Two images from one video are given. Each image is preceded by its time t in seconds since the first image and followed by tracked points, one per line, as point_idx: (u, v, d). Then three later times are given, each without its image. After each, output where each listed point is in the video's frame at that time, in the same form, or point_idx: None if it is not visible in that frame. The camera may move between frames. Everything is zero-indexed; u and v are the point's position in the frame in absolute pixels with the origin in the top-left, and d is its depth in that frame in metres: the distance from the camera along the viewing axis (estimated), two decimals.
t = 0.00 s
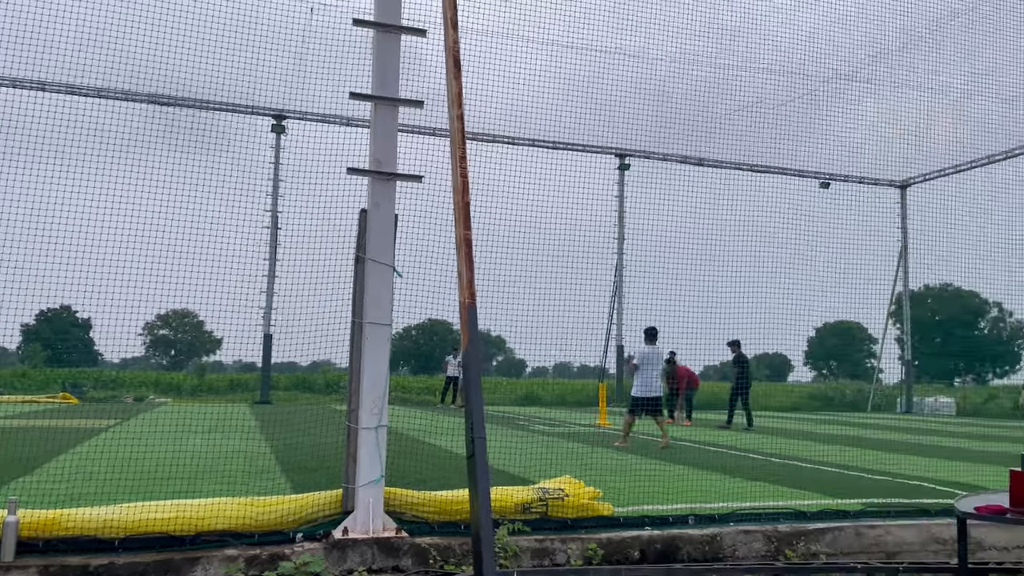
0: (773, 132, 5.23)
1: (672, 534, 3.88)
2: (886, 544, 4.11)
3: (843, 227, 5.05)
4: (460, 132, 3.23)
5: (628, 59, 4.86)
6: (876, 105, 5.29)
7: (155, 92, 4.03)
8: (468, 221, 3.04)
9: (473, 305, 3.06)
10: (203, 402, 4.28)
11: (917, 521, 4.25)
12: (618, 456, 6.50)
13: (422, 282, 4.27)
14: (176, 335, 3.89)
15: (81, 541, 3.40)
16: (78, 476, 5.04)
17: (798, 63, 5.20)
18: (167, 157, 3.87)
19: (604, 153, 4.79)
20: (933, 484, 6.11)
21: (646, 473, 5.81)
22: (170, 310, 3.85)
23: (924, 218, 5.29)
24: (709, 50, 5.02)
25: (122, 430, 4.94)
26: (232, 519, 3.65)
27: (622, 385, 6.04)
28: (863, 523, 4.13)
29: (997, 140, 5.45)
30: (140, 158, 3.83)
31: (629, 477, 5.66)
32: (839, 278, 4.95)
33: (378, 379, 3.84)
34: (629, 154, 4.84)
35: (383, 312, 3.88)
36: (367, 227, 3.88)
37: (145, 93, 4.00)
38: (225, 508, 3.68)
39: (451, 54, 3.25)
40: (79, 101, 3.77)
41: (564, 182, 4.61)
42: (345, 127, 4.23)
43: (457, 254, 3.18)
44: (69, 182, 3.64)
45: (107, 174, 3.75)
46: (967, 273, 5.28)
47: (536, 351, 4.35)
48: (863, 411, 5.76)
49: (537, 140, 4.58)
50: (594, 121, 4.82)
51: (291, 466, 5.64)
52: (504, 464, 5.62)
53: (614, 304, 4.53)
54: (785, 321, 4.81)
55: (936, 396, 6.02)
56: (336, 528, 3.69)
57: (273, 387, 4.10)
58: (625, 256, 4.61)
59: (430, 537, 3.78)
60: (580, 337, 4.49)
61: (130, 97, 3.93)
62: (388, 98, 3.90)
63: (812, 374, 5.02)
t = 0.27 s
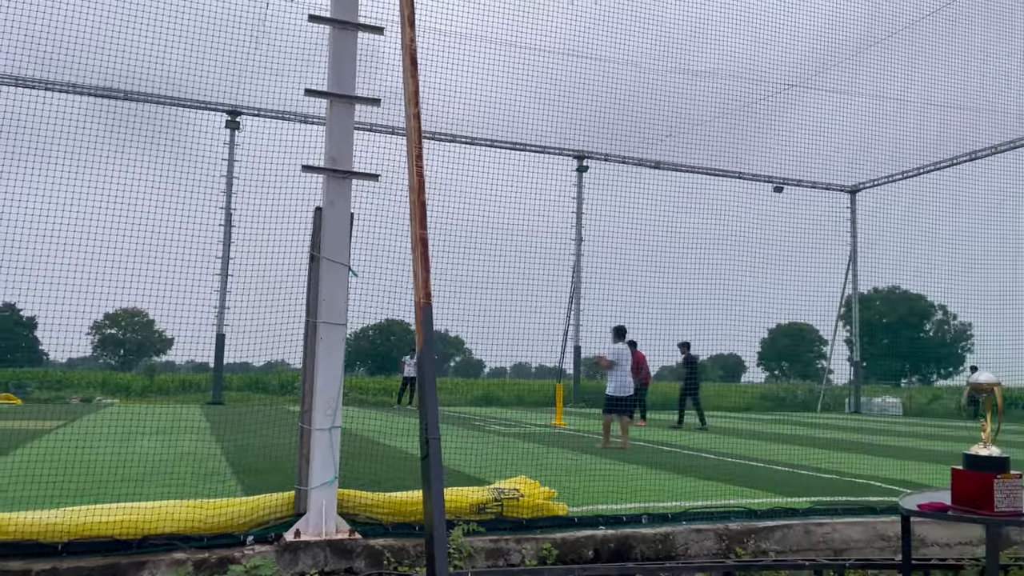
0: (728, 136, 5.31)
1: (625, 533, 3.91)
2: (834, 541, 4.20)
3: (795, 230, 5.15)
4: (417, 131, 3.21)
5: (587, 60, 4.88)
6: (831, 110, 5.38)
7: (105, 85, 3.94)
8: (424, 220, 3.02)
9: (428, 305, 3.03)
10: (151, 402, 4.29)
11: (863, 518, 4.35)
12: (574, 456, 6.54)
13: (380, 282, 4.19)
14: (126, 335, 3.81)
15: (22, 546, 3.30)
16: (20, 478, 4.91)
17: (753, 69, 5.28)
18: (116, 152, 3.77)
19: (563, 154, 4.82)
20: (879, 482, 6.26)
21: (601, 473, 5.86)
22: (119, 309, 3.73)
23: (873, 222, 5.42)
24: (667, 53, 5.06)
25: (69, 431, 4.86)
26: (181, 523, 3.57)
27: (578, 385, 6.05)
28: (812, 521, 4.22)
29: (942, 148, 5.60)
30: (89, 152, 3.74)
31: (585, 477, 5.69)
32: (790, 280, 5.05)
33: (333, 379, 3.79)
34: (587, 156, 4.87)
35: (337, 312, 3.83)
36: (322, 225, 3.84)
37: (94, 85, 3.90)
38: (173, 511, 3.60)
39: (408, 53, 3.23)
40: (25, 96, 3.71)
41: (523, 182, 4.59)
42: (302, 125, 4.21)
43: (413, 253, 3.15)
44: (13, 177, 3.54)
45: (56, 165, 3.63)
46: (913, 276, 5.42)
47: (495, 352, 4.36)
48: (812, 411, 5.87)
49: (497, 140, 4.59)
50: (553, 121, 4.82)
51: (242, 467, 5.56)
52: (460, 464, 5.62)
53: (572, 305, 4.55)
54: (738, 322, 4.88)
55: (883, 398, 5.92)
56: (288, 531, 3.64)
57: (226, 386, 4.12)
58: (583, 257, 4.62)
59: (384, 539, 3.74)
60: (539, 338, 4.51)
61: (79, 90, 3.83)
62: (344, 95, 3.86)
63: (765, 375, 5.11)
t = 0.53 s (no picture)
0: (690, 139, 5.36)
1: (585, 533, 3.93)
2: (789, 539, 4.27)
3: (754, 232, 5.22)
4: (377, 130, 3.17)
5: (549, 62, 4.90)
6: (792, 115, 5.45)
7: (60, 79, 3.85)
8: (384, 220, 2.98)
9: (388, 305, 2.99)
10: (105, 401, 4.29)
11: (818, 516, 4.42)
12: (535, 456, 6.55)
13: (339, 282, 4.13)
14: (79, 335, 3.72)
15: None
16: None
17: (712, 73, 5.36)
18: (70, 147, 3.70)
19: (527, 155, 4.82)
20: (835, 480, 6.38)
21: (561, 473, 5.87)
22: (73, 309, 3.63)
23: (829, 225, 5.52)
24: (630, 55, 5.09)
25: (19, 432, 4.77)
26: (133, 526, 3.50)
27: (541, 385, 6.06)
28: (768, 519, 4.28)
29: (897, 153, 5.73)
30: (41, 147, 3.64)
31: (546, 477, 5.69)
32: (749, 282, 5.11)
33: (291, 378, 3.72)
34: (552, 156, 4.88)
35: (296, 312, 3.76)
36: (281, 223, 3.79)
37: (49, 79, 3.81)
38: (126, 514, 3.53)
39: (369, 51, 3.19)
40: None
41: (483, 181, 4.57)
42: (262, 121, 4.15)
43: (373, 252, 3.12)
44: None
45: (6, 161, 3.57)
46: (868, 278, 5.53)
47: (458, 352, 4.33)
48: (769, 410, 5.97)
49: (460, 140, 4.59)
50: (515, 122, 4.83)
51: (199, 469, 5.48)
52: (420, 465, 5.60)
53: (535, 306, 4.58)
54: (695, 322, 4.98)
55: (838, 396, 6.21)
56: (244, 533, 3.59)
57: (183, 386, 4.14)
58: (546, 258, 4.63)
59: (342, 540, 3.70)
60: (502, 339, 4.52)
61: (32, 83, 3.73)
62: (304, 92, 3.80)
63: (724, 376, 5.15)
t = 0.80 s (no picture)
0: (660, 140, 5.38)
1: (551, 532, 3.94)
2: (752, 536, 4.32)
3: (720, 233, 5.27)
4: (343, 127, 3.13)
5: (519, 62, 4.89)
6: (753, 119, 5.55)
7: (16, 71, 3.67)
8: (350, 218, 2.95)
9: (353, 304, 2.97)
10: (65, 402, 4.19)
11: (781, 513, 4.49)
12: (503, 455, 6.55)
13: (303, 280, 4.07)
14: (38, 335, 3.64)
15: None
16: None
17: (681, 75, 5.39)
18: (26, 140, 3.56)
19: (496, 155, 4.82)
20: (799, 478, 6.47)
21: (528, 472, 5.87)
22: (31, 308, 3.53)
23: (795, 226, 5.58)
24: (597, 58, 5.14)
25: None
26: (92, 529, 3.45)
27: (510, 385, 6.02)
28: (731, 516, 4.33)
29: (860, 156, 5.83)
30: None
31: (513, 476, 5.70)
32: (715, 282, 5.17)
33: (255, 377, 3.66)
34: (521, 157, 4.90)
35: (260, 311, 3.70)
36: (245, 221, 3.72)
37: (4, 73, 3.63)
38: (85, 517, 3.47)
39: (335, 48, 3.16)
40: None
41: (454, 179, 4.51)
42: (228, 117, 4.10)
43: (338, 251, 3.08)
44: None
45: None
46: (831, 279, 5.62)
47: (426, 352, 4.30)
48: (734, 409, 5.97)
49: (429, 139, 4.58)
50: (485, 122, 4.81)
51: (162, 470, 5.40)
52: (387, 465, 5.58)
53: (504, 306, 4.58)
54: (664, 323, 4.99)
55: (802, 395, 6.14)
56: (206, 535, 3.54)
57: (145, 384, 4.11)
58: (515, 258, 4.63)
59: (307, 542, 3.67)
60: (472, 339, 4.51)
61: None
62: (268, 89, 3.74)
63: (689, 374, 5.24)
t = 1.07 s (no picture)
0: (636, 140, 5.38)
1: (524, 530, 3.95)
2: (723, 533, 4.36)
3: (693, 233, 5.31)
4: (315, 125, 3.10)
5: (494, 61, 4.87)
6: (726, 120, 5.59)
7: None
8: (321, 216, 2.92)
9: (324, 302, 2.94)
10: (32, 401, 4.11)
11: (752, 511, 4.53)
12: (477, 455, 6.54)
13: (276, 276, 3.94)
14: (4, 333, 3.62)
15: None
16: None
17: (654, 76, 5.41)
18: None
19: (471, 153, 4.81)
20: (770, 476, 6.54)
21: (501, 471, 5.86)
22: None
23: (768, 227, 5.63)
24: (571, 58, 5.14)
25: None
26: (58, 531, 3.39)
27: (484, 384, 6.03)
28: (703, 514, 4.37)
29: (830, 157, 5.89)
30: None
31: (486, 476, 5.69)
32: (687, 282, 5.21)
33: (225, 377, 3.62)
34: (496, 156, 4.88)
35: (230, 310, 3.67)
36: (215, 220, 3.68)
37: None
38: (51, 519, 3.42)
39: (307, 45, 3.13)
40: None
41: (431, 178, 4.49)
42: (199, 114, 4.05)
43: (309, 249, 3.06)
44: None
45: None
46: (801, 279, 5.69)
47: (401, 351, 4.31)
48: (706, 408, 6.02)
49: (403, 138, 4.55)
50: (459, 123, 4.80)
51: (130, 471, 5.33)
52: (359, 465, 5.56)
53: (478, 306, 4.54)
54: (638, 323, 5.00)
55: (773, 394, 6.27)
56: (175, 537, 3.49)
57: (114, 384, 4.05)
58: (490, 257, 4.62)
59: (278, 543, 3.64)
60: (448, 339, 4.46)
61: None
62: (239, 86, 3.70)
63: (663, 373, 5.24)
